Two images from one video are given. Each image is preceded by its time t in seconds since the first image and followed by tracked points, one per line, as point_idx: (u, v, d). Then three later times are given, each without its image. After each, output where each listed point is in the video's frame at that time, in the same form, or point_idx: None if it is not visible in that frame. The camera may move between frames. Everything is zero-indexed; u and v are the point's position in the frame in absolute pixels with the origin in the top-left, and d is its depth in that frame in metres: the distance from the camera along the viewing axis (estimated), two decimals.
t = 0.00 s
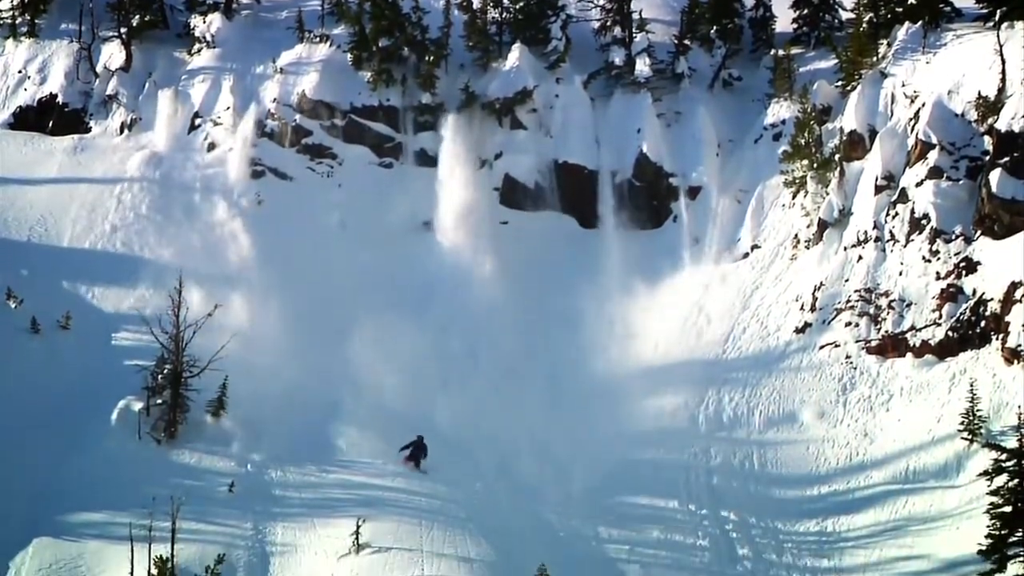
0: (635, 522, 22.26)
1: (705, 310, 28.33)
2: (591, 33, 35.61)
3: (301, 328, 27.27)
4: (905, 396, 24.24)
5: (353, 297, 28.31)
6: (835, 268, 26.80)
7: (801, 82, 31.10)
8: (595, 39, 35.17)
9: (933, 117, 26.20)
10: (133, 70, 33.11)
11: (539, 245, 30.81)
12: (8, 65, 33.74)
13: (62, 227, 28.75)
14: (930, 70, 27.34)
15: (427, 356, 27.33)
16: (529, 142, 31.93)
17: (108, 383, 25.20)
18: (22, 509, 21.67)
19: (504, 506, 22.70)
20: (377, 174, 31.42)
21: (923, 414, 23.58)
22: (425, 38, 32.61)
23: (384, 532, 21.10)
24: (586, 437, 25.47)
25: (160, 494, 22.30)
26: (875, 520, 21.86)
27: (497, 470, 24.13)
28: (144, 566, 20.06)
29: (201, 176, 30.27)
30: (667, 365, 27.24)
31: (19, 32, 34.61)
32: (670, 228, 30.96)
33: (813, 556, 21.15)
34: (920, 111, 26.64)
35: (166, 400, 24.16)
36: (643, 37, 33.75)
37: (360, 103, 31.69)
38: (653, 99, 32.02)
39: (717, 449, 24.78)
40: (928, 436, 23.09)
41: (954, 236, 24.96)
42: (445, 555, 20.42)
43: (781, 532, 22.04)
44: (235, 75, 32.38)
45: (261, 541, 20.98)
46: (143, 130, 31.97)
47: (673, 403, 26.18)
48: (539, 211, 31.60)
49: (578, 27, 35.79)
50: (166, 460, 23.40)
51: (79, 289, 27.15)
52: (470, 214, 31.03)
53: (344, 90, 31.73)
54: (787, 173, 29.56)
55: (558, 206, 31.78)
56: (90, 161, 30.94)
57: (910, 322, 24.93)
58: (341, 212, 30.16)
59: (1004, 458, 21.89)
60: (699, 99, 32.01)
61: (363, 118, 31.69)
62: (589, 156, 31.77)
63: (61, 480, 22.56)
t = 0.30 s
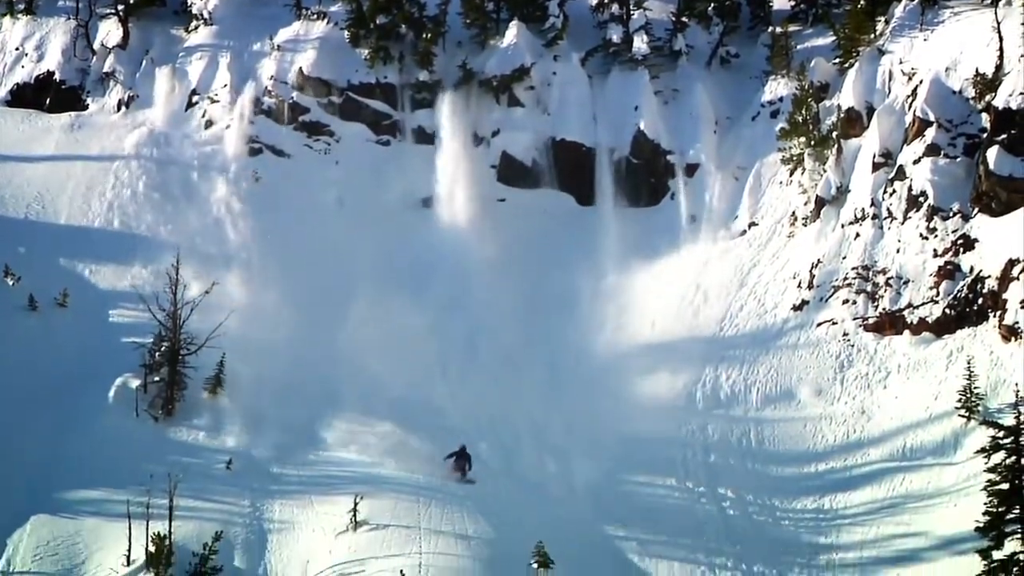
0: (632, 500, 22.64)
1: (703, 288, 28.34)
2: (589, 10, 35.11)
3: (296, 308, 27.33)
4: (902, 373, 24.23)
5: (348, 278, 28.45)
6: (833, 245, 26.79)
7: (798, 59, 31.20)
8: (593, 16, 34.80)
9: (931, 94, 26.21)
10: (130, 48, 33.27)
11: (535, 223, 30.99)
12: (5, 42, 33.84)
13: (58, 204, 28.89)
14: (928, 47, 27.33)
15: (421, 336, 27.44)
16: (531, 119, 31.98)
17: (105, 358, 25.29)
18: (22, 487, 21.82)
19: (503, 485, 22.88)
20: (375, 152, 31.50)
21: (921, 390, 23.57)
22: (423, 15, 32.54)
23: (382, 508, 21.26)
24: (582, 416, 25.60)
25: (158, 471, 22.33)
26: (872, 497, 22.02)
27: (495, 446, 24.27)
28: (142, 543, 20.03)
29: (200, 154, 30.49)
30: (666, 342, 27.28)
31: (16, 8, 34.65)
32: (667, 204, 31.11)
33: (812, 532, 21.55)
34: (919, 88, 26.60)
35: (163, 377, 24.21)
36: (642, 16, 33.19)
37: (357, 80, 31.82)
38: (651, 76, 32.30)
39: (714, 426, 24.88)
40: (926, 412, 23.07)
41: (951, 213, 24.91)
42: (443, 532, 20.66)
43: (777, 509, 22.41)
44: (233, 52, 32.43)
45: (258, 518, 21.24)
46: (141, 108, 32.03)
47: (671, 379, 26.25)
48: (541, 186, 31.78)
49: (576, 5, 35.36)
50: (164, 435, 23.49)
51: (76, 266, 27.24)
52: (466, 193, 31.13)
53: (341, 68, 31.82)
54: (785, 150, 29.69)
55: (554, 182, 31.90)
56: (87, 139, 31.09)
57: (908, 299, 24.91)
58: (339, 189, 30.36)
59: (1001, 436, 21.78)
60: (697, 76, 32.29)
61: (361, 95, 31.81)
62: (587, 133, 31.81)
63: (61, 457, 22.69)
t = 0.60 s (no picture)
0: (625, 474, 23.19)
1: (695, 259, 28.33)
2: None
3: (287, 278, 27.28)
4: (895, 343, 24.29)
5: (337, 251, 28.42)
6: (825, 216, 26.79)
7: (791, 29, 31.11)
8: None
9: (923, 64, 26.15)
10: (122, 18, 33.13)
11: (524, 193, 31.05)
12: None
13: (51, 172, 29.01)
14: (920, 17, 27.24)
15: (412, 307, 27.49)
16: (523, 90, 32.19)
17: (98, 329, 25.23)
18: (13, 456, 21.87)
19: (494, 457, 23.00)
20: (369, 124, 31.57)
21: (913, 359, 23.64)
22: None
23: (374, 478, 21.41)
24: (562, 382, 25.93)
25: (149, 441, 22.42)
26: (865, 467, 22.40)
27: (487, 416, 24.39)
28: (134, 514, 20.35)
29: (192, 125, 30.41)
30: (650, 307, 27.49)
31: None
32: (661, 174, 31.18)
33: (803, 503, 22.24)
34: (911, 58, 26.58)
35: (155, 347, 24.20)
36: None
37: (349, 50, 31.92)
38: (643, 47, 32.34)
39: (706, 396, 25.04)
40: (918, 382, 23.16)
41: (943, 183, 24.99)
42: (434, 502, 20.90)
43: (770, 479, 22.98)
44: (225, 22, 32.38)
45: (251, 488, 21.49)
46: (133, 78, 32.06)
47: (663, 350, 26.29)
48: (530, 157, 31.86)
49: None
50: (155, 404, 23.53)
51: (68, 236, 27.29)
52: (459, 163, 31.16)
53: (333, 39, 31.85)
54: (777, 121, 29.64)
55: (547, 151, 32.03)
56: (79, 109, 31.15)
57: (900, 270, 24.90)
58: (330, 159, 30.38)
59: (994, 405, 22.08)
60: (690, 47, 32.34)
61: (353, 65, 31.92)
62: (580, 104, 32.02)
63: (54, 427, 22.84)
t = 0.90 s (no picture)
0: (612, 446, 22.93)
1: (679, 232, 28.60)
2: None
3: (274, 242, 27.50)
4: (878, 317, 24.23)
5: (325, 228, 28.41)
6: (809, 189, 26.84)
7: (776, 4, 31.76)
8: None
9: (908, 38, 26.07)
10: None
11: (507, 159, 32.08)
12: None
13: (35, 146, 29.24)
14: None
15: (399, 269, 27.82)
16: (506, 61, 33.34)
17: (82, 300, 25.26)
18: None
19: (476, 427, 22.93)
20: (355, 94, 32.89)
21: (897, 333, 23.55)
22: None
23: (356, 449, 21.47)
24: (546, 354, 25.96)
25: (134, 413, 22.27)
26: (849, 440, 22.17)
27: (471, 389, 24.35)
28: (118, 486, 20.00)
29: (174, 96, 31.15)
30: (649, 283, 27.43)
31: None
32: (642, 150, 31.93)
33: (787, 476, 21.91)
34: (896, 32, 26.50)
35: (139, 320, 24.22)
36: None
37: (334, 24, 33.22)
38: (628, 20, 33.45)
39: (690, 368, 24.99)
40: (901, 356, 23.01)
41: (928, 157, 24.98)
42: (418, 475, 20.72)
43: (753, 452, 22.68)
44: None
45: (235, 461, 21.23)
46: (118, 50, 33.18)
47: (648, 325, 26.26)
48: (514, 130, 32.85)
49: None
50: (137, 375, 23.48)
51: (53, 208, 27.37)
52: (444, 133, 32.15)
53: (317, 14, 33.16)
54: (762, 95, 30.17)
55: (531, 126, 32.99)
56: (63, 81, 32.03)
57: (884, 243, 24.94)
58: (314, 133, 31.13)
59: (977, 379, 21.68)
60: (675, 20, 33.48)
61: (338, 38, 33.21)
62: (563, 78, 32.90)
63: (32, 399, 22.52)
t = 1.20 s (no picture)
0: (585, 411, 22.98)
1: (654, 204, 28.81)
2: None
3: (253, 203, 27.77)
4: (854, 288, 24.30)
5: (303, 200, 28.46)
6: (786, 160, 26.81)
7: None
8: None
9: (885, 9, 26.11)
10: None
11: (485, 127, 32.87)
12: None
13: (11, 114, 29.07)
14: None
15: (374, 231, 28.14)
16: (482, 31, 34.50)
17: (56, 267, 25.20)
18: None
19: (450, 391, 23.13)
20: (332, 64, 33.50)
21: (871, 307, 23.60)
22: None
23: (330, 420, 21.45)
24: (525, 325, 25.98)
25: (109, 381, 22.16)
26: (824, 411, 22.10)
27: (446, 359, 24.33)
28: (93, 455, 19.83)
29: (149, 64, 31.11)
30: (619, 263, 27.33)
31: None
32: (619, 119, 32.43)
33: (762, 446, 21.81)
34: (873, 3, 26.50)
35: (115, 288, 24.10)
36: None
37: None
38: None
39: (666, 339, 24.96)
40: (878, 327, 23.08)
41: (904, 128, 25.03)
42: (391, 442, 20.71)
43: (728, 423, 22.57)
44: None
45: (208, 431, 21.16)
46: (94, 19, 33.19)
47: (623, 296, 26.25)
48: (492, 102, 33.67)
49: None
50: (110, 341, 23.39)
51: (29, 177, 27.25)
52: (421, 105, 32.98)
53: None
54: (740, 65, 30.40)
55: (506, 95, 33.81)
56: (38, 48, 31.91)
57: (860, 214, 24.96)
58: (291, 101, 31.55)
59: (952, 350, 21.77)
60: None
61: (314, 8, 33.72)
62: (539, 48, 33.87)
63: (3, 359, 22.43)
